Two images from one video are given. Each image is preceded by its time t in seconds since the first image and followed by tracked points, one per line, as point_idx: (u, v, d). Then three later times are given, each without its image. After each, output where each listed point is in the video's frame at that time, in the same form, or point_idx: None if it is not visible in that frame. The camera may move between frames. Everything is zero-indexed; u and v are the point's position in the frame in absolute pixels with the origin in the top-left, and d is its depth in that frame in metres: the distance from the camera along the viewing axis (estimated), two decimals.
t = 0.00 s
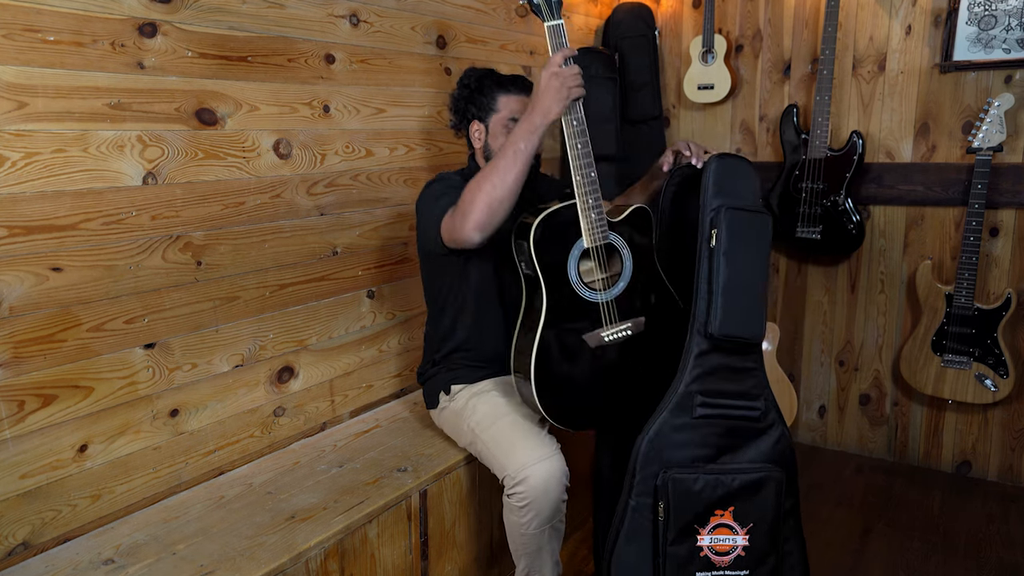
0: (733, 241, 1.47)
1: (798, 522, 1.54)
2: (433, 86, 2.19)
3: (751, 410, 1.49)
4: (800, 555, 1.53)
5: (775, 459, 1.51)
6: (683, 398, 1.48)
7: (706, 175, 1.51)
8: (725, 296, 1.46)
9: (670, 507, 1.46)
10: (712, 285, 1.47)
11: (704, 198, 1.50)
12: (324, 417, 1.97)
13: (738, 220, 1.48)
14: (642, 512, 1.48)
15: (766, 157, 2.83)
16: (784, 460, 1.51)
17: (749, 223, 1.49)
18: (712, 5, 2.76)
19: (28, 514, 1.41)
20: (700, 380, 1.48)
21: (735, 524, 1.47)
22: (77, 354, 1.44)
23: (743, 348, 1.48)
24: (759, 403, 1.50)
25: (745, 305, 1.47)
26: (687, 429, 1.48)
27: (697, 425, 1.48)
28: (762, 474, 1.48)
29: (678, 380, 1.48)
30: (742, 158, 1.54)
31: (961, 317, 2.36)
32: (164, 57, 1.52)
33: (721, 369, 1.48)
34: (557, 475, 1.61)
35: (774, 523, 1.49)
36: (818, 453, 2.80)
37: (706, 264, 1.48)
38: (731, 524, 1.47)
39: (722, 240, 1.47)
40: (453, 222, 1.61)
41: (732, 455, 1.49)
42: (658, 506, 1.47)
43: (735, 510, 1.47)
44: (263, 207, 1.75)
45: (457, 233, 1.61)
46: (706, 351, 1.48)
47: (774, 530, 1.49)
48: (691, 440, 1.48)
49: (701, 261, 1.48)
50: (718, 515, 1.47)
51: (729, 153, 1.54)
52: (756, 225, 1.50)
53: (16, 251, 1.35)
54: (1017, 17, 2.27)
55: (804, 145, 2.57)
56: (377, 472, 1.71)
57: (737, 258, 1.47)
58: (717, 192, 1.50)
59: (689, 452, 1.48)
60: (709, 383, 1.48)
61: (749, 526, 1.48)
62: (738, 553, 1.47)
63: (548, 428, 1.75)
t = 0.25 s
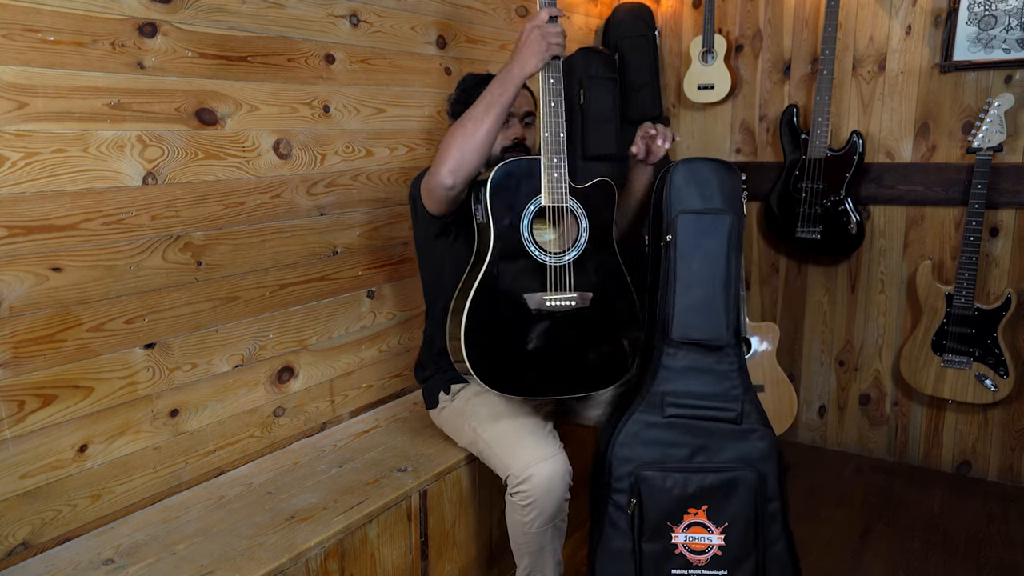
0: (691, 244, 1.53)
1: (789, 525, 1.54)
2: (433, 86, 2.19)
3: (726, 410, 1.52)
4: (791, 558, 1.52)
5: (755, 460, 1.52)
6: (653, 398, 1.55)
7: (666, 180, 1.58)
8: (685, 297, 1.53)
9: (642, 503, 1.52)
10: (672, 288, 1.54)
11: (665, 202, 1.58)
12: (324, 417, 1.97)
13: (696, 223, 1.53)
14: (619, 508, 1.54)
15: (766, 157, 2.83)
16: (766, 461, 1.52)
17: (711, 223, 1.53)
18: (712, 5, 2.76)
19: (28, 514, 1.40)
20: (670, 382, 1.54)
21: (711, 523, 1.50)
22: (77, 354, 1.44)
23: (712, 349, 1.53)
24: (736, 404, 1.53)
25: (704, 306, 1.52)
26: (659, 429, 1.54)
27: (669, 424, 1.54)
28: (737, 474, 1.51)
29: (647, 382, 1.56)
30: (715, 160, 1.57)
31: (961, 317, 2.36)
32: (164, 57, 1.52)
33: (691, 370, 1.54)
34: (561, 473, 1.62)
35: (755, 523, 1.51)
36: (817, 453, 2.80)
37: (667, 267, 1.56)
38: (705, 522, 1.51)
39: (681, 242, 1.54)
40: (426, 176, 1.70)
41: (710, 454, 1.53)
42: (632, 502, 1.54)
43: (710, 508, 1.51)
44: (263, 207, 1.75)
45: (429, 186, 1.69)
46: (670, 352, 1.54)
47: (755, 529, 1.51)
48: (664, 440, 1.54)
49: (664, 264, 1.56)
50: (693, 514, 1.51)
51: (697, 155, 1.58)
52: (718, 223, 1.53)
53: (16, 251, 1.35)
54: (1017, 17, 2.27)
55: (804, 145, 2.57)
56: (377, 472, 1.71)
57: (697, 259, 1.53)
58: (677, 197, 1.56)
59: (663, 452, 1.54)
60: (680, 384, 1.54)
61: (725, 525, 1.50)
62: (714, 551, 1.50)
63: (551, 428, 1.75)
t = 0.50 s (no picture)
0: (669, 245, 1.69)
1: (772, 522, 1.62)
2: (433, 86, 2.19)
3: (706, 410, 1.63)
4: (773, 555, 1.60)
5: (735, 458, 1.62)
6: (637, 397, 1.68)
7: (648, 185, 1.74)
8: (664, 298, 1.67)
9: (625, 501, 1.65)
10: (653, 289, 1.69)
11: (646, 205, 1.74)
12: (324, 417, 1.97)
13: (674, 224, 1.68)
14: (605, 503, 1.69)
15: (766, 157, 2.83)
16: (746, 460, 1.61)
17: (689, 226, 1.68)
18: (712, 5, 2.76)
19: (28, 514, 1.40)
20: (652, 381, 1.68)
21: (690, 522, 1.61)
22: (77, 354, 1.44)
23: (691, 350, 1.65)
24: (716, 403, 1.64)
25: (682, 304, 1.66)
26: (642, 426, 1.67)
27: (651, 423, 1.67)
28: (716, 472, 1.60)
29: (632, 381, 1.69)
30: (701, 162, 1.72)
31: (961, 317, 2.36)
32: (164, 57, 1.52)
33: (672, 370, 1.66)
34: (564, 471, 1.62)
35: (735, 520, 1.60)
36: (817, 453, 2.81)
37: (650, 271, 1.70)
38: (685, 521, 1.62)
39: (660, 247, 1.69)
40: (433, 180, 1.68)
41: (691, 453, 1.63)
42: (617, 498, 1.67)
43: (689, 507, 1.62)
44: (263, 207, 1.75)
45: (440, 176, 1.67)
46: (651, 351, 1.68)
47: (736, 527, 1.60)
48: (647, 437, 1.67)
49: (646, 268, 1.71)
50: (673, 512, 1.62)
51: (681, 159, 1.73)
52: (695, 225, 1.68)
53: (16, 251, 1.35)
54: (1017, 17, 2.27)
55: (803, 145, 2.57)
56: (377, 471, 1.71)
57: (675, 262, 1.68)
58: (659, 200, 1.71)
59: (646, 449, 1.66)
60: (662, 383, 1.67)
61: (704, 524, 1.61)
62: (694, 550, 1.61)
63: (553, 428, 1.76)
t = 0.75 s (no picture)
0: (661, 244, 1.69)
1: (769, 519, 1.62)
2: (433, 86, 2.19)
3: (700, 409, 1.63)
4: (770, 552, 1.61)
5: (731, 456, 1.62)
6: (631, 396, 1.68)
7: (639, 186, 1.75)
8: (656, 297, 1.68)
9: (622, 500, 1.66)
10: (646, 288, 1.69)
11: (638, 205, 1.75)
12: (324, 417, 1.97)
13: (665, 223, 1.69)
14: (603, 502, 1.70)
15: (766, 157, 2.83)
16: (742, 457, 1.61)
17: (680, 225, 1.68)
18: (712, 5, 2.76)
19: (28, 514, 1.40)
20: (645, 380, 1.68)
21: (687, 520, 1.62)
22: (77, 354, 1.44)
23: (684, 350, 1.66)
24: (711, 402, 1.63)
25: (673, 304, 1.66)
26: (637, 425, 1.68)
27: (645, 422, 1.67)
28: (712, 470, 1.61)
29: (625, 379, 1.69)
30: (693, 160, 1.72)
31: (961, 317, 2.36)
32: (164, 57, 1.52)
33: (665, 369, 1.66)
34: (563, 470, 1.62)
35: (732, 518, 1.60)
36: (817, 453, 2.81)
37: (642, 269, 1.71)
38: (681, 519, 1.63)
39: (651, 245, 1.70)
40: (396, 236, 1.66)
41: (687, 451, 1.64)
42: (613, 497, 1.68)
43: (686, 506, 1.62)
44: (263, 207, 1.75)
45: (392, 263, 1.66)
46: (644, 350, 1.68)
47: (733, 524, 1.60)
48: (642, 436, 1.67)
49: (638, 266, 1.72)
50: (670, 511, 1.63)
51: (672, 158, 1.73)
52: (686, 224, 1.68)
53: (16, 251, 1.35)
54: (1017, 17, 2.27)
55: (803, 145, 2.57)
56: (377, 472, 1.71)
57: (667, 261, 1.68)
58: (651, 200, 1.72)
59: (641, 449, 1.67)
60: (655, 382, 1.67)
61: (700, 522, 1.61)
62: (691, 548, 1.62)
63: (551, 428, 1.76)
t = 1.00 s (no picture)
0: (664, 243, 1.75)
1: (770, 520, 1.62)
2: (433, 86, 2.19)
3: (703, 407, 1.65)
4: (771, 553, 1.60)
5: (733, 456, 1.63)
6: (633, 395, 1.70)
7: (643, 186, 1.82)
8: (659, 296, 1.73)
9: (622, 499, 1.65)
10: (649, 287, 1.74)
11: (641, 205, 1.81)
12: (324, 417, 1.97)
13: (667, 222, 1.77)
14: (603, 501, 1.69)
15: (766, 157, 2.83)
16: (743, 457, 1.62)
17: (683, 225, 1.75)
18: (712, 5, 2.76)
19: (28, 514, 1.41)
20: (648, 379, 1.71)
21: (688, 520, 1.61)
22: (77, 354, 1.44)
23: (687, 349, 1.69)
24: (713, 401, 1.66)
25: (676, 302, 1.71)
26: (639, 424, 1.69)
27: (647, 421, 1.68)
28: (714, 470, 1.61)
29: (627, 378, 1.72)
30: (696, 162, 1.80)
31: (961, 317, 2.36)
32: (164, 57, 1.52)
33: (667, 367, 1.70)
34: (563, 471, 1.62)
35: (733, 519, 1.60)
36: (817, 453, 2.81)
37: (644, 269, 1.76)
38: (682, 519, 1.62)
39: (654, 245, 1.75)
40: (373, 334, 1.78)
41: (689, 451, 1.64)
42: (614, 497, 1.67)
43: (687, 505, 1.61)
44: (263, 207, 1.75)
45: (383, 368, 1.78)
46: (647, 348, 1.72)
47: (733, 524, 1.60)
48: (643, 435, 1.68)
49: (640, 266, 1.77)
50: (671, 511, 1.62)
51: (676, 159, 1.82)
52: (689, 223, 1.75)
53: (16, 251, 1.35)
54: (1017, 17, 2.27)
55: (803, 145, 2.57)
56: (376, 472, 1.71)
57: (669, 260, 1.74)
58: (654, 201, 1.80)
59: (642, 448, 1.67)
60: (658, 381, 1.70)
61: (701, 523, 1.61)
62: (692, 549, 1.61)
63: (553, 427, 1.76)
